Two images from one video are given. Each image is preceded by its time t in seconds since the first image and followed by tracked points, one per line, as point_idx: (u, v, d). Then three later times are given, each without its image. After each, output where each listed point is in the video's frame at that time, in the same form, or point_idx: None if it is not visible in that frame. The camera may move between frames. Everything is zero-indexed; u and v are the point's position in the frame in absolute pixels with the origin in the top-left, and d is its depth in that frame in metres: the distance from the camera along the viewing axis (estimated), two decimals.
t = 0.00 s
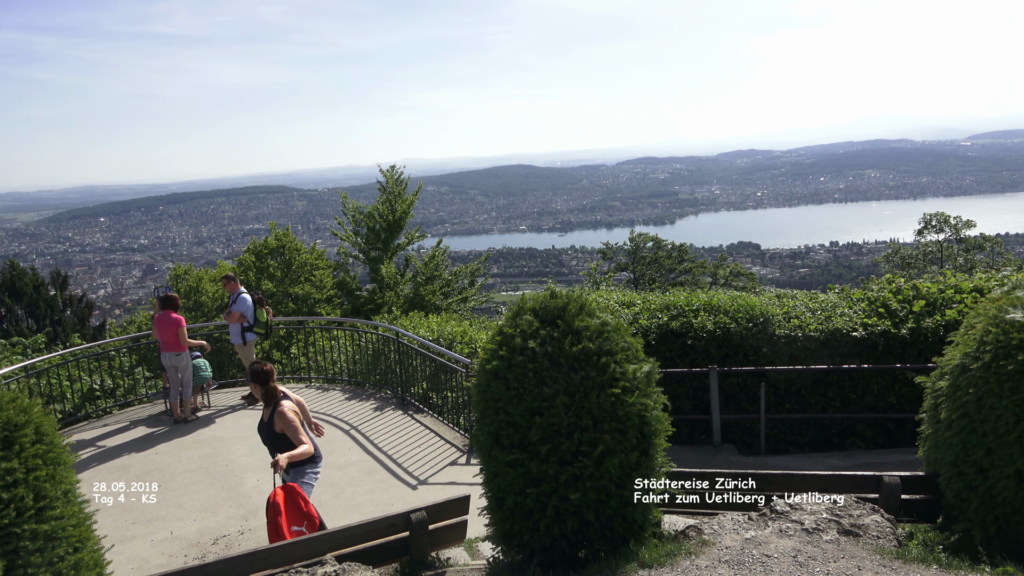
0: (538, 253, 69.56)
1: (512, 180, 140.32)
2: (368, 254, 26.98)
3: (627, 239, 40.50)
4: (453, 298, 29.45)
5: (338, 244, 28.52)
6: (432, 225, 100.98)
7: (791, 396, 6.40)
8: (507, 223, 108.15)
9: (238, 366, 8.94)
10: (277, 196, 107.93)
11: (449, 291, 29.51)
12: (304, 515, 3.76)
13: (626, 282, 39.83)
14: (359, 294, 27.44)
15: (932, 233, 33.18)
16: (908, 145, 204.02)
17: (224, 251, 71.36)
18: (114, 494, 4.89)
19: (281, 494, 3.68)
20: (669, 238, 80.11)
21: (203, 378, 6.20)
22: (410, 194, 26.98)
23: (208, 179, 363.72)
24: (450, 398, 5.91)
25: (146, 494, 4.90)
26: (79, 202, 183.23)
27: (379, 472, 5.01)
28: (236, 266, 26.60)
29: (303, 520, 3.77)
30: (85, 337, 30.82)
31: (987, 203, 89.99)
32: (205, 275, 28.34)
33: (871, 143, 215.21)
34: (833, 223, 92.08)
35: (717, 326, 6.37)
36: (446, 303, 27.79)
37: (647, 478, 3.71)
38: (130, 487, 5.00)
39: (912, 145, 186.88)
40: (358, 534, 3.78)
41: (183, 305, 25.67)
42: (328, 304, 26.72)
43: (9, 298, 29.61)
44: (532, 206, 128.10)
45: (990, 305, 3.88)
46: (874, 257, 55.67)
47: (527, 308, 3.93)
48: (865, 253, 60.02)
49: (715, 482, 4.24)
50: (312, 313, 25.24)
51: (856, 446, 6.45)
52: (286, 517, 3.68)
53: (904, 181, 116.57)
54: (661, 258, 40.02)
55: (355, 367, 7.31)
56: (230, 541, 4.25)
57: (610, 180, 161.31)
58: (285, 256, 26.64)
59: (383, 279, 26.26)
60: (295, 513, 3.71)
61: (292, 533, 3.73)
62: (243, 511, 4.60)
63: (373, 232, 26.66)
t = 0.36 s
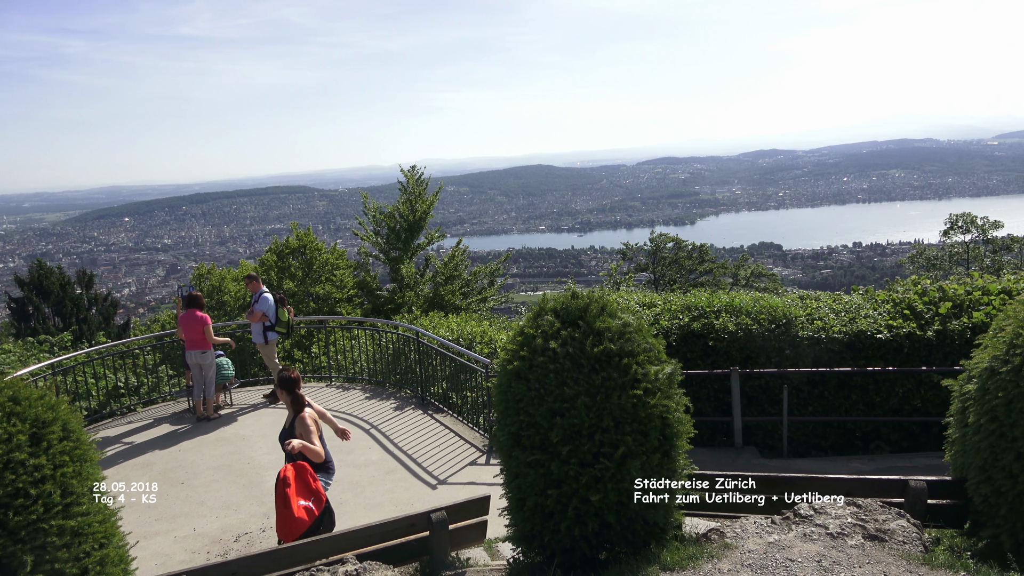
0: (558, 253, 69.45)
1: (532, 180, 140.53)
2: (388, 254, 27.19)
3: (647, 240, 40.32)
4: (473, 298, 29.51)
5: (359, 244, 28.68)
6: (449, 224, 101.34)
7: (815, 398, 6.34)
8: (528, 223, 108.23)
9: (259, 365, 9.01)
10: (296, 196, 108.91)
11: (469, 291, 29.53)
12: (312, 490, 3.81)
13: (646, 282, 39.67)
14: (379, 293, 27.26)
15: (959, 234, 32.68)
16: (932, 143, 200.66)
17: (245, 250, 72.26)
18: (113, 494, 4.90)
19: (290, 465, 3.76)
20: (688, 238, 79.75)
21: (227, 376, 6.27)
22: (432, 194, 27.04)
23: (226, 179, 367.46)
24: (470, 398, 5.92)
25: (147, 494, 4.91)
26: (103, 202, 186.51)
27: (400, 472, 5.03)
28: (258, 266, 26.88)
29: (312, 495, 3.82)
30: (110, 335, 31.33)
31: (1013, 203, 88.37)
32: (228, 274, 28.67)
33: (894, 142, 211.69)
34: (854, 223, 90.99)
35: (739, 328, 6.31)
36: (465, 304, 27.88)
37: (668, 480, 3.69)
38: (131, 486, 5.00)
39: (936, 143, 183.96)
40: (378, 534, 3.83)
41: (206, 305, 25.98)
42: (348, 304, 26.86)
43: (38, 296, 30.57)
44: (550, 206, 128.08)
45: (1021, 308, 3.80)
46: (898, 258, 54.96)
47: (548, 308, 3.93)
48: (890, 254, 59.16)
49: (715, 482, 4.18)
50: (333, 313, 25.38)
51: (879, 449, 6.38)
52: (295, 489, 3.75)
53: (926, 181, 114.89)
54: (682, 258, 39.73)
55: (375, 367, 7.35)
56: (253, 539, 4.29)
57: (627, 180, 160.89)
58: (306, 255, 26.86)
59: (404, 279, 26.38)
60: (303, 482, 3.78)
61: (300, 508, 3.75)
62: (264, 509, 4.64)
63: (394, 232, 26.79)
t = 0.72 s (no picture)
0: (578, 253, 69.35)
1: (550, 181, 140.60)
2: (409, 254, 27.37)
3: (668, 240, 40.06)
4: (493, 298, 29.53)
5: (381, 244, 28.97)
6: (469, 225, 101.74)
7: (839, 401, 6.28)
8: (546, 223, 108.11)
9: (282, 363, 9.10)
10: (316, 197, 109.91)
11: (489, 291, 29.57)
12: (317, 479, 3.76)
13: (667, 283, 39.47)
14: (399, 293, 27.57)
15: (988, 235, 32.16)
16: (955, 142, 197.57)
17: (268, 250, 73.07)
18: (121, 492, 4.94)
19: (294, 449, 3.77)
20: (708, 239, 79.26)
21: (250, 375, 6.33)
22: (453, 195, 27.07)
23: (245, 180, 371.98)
24: (490, 398, 5.92)
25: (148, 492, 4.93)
26: (127, 202, 189.63)
27: (420, 470, 5.05)
28: (280, 266, 27.12)
29: (316, 484, 3.77)
30: (135, 333, 31.71)
31: None
32: (250, 273, 28.98)
33: (916, 142, 208.75)
34: (876, 225, 89.86)
35: (762, 329, 6.24)
36: (485, 304, 27.98)
37: (691, 482, 3.68)
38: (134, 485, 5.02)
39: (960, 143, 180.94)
40: (400, 533, 3.85)
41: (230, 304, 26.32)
42: (369, 303, 27.00)
43: (65, 295, 31.04)
44: (567, 207, 128.01)
45: None
46: (924, 260, 54.14)
47: (571, 309, 3.93)
48: (915, 255, 58.40)
49: (727, 484, 4.17)
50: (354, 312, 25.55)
51: (905, 454, 6.29)
52: (298, 475, 3.73)
53: (951, 183, 113.04)
54: (703, 259, 39.38)
55: (395, 366, 7.38)
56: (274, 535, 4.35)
57: (645, 180, 160.33)
58: (327, 255, 27.11)
59: (424, 279, 26.50)
60: (308, 468, 3.76)
61: (304, 495, 3.71)
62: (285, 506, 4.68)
63: (414, 232, 27.03)
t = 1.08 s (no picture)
0: (595, 253, 69.30)
1: (566, 180, 140.57)
2: (427, 254, 27.47)
3: (686, 241, 39.87)
4: (509, 298, 29.55)
5: (398, 244, 29.25)
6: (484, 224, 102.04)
7: (859, 404, 6.24)
8: (563, 223, 108.03)
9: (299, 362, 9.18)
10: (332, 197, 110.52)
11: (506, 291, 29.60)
12: (320, 478, 3.79)
13: (684, 284, 39.30)
14: (416, 293, 27.84)
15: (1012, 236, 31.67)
16: (976, 141, 194.61)
17: (285, 250, 73.70)
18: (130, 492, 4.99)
19: (299, 449, 3.79)
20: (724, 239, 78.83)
21: (268, 374, 6.36)
22: (470, 195, 27.08)
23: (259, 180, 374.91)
24: (506, 398, 5.94)
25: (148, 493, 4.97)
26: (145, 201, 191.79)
27: (436, 470, 5.08)
28: (298, 265, 27.34)
29: (319, 483, 3.79)
30: (155, 331, 32.07)
31: None
32: (268, 272, 29.26)
33: (936, 142, 205.76)
34: (895, 226, 88.87)
35: (781, 331, 6.21)
36: (501, 304, 28.05)
37: (708, 484, 3.66)
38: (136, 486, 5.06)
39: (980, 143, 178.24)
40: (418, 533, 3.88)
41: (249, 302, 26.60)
42: (386, 303, 27.15)
43: (86, 293, 31.26)
44: (581, 207, 127.84)
45: None
46: (946, 261, 53.46)
47: (588, 309, 3.92)
48: (935, 257, 57.73)
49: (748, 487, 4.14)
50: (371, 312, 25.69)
51: (927, 457, 6.23)
52: (302, 473, 3.76)
53: (971, 183, 111.45)
54: (721, 260, 39.12)
55: (412, 366, 7.41)
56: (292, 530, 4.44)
57: (660, 181, 159.75)
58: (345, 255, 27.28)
59: (441, 279, 26.59)
60: (310, 468, 3.77)
61: (307, 495, 3.75)
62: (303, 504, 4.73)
63: (431, 232, 27.21)
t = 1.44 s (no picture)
0: (617, 254, 69.03)
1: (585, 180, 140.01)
2: (448, 254, 27.46)
3: (709, 241, 39.51)
4: (531, 298, 29.49)
5: (420, 244, 29.23)
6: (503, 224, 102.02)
7: (887, 407, 6.16)
8: (584, 223, 107.72)
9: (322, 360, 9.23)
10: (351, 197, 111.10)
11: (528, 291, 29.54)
12: (321, 481, 3.85)
13: (707, 285, 38.98)
14: (438, 292, 27.83)
15: None
16: (1007, 139, 190.64)
17: (308, 250, 74.33)
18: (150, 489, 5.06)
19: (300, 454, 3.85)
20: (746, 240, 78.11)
21: (292, 372, 6.42)
22: (492, 195, 27.04)
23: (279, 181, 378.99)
24: (528, 398, 5.93)
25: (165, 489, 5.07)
26: (167, 201, 194.17)
27: (458, 469, 5.09)
28: (321, 265, 27.54)
29: (322, 485, 3.86)
30: (181, 330, 32.46)
31: None
32: (292, 272, 29.53)
33: (961, 142, 202.14)
34: (921, 227, 87.38)
35: (807, 332, 6.16)
36: (523, 304, 28.03)
37: (733, 488, 3.63)
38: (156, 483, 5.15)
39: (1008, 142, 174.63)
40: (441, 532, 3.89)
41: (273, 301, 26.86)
42: (408, 302, 27.25)
43: (114, 291, 31.62)
44: (599, 207, 127.39)
45: None
46: (977, 262, 52.35)
47: (611, 310, 3.91)
48: (965, 258, 56.66)
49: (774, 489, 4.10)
50: (393, 311, 25.81)
51: (955, 462, 6.13)
52: (304, 478, 3.83)
53: (999, 183, 109.26)
54: (744, 260, 38.71)
55: (434, 365, 7.43)
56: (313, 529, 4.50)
57: (680, 181, 158.77)
58: (367, 255, 27.37)
59: (462, 278, 26.62)
60: (310, 472, 3.82)
61: (310, 497, 3.83)
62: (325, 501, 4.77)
63: (453, 232, 27.07)
